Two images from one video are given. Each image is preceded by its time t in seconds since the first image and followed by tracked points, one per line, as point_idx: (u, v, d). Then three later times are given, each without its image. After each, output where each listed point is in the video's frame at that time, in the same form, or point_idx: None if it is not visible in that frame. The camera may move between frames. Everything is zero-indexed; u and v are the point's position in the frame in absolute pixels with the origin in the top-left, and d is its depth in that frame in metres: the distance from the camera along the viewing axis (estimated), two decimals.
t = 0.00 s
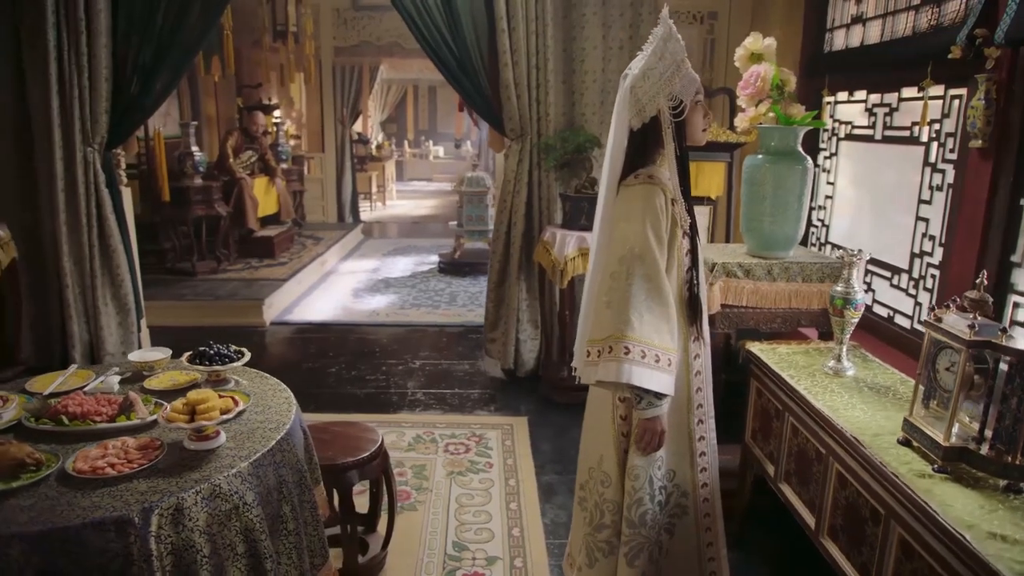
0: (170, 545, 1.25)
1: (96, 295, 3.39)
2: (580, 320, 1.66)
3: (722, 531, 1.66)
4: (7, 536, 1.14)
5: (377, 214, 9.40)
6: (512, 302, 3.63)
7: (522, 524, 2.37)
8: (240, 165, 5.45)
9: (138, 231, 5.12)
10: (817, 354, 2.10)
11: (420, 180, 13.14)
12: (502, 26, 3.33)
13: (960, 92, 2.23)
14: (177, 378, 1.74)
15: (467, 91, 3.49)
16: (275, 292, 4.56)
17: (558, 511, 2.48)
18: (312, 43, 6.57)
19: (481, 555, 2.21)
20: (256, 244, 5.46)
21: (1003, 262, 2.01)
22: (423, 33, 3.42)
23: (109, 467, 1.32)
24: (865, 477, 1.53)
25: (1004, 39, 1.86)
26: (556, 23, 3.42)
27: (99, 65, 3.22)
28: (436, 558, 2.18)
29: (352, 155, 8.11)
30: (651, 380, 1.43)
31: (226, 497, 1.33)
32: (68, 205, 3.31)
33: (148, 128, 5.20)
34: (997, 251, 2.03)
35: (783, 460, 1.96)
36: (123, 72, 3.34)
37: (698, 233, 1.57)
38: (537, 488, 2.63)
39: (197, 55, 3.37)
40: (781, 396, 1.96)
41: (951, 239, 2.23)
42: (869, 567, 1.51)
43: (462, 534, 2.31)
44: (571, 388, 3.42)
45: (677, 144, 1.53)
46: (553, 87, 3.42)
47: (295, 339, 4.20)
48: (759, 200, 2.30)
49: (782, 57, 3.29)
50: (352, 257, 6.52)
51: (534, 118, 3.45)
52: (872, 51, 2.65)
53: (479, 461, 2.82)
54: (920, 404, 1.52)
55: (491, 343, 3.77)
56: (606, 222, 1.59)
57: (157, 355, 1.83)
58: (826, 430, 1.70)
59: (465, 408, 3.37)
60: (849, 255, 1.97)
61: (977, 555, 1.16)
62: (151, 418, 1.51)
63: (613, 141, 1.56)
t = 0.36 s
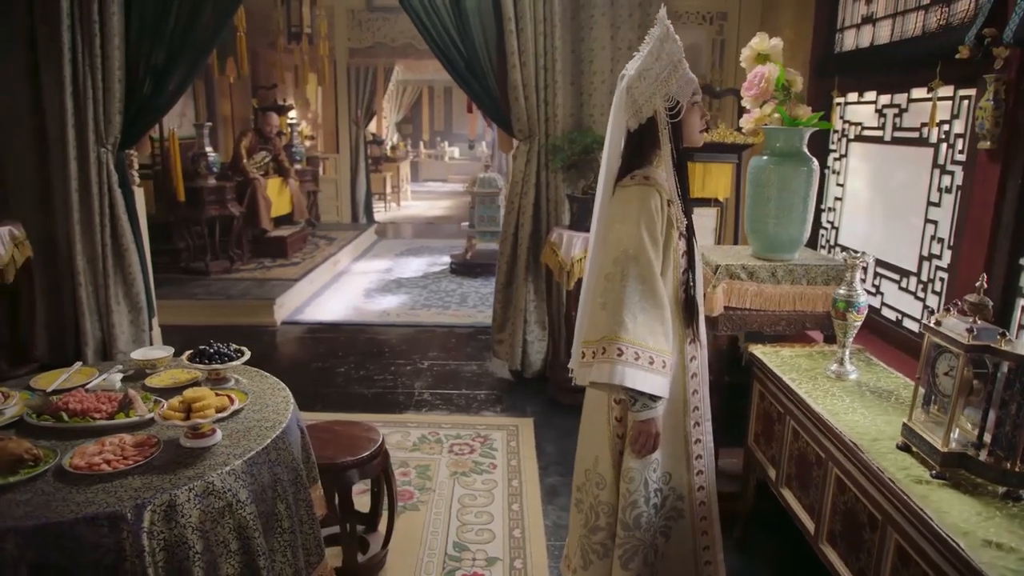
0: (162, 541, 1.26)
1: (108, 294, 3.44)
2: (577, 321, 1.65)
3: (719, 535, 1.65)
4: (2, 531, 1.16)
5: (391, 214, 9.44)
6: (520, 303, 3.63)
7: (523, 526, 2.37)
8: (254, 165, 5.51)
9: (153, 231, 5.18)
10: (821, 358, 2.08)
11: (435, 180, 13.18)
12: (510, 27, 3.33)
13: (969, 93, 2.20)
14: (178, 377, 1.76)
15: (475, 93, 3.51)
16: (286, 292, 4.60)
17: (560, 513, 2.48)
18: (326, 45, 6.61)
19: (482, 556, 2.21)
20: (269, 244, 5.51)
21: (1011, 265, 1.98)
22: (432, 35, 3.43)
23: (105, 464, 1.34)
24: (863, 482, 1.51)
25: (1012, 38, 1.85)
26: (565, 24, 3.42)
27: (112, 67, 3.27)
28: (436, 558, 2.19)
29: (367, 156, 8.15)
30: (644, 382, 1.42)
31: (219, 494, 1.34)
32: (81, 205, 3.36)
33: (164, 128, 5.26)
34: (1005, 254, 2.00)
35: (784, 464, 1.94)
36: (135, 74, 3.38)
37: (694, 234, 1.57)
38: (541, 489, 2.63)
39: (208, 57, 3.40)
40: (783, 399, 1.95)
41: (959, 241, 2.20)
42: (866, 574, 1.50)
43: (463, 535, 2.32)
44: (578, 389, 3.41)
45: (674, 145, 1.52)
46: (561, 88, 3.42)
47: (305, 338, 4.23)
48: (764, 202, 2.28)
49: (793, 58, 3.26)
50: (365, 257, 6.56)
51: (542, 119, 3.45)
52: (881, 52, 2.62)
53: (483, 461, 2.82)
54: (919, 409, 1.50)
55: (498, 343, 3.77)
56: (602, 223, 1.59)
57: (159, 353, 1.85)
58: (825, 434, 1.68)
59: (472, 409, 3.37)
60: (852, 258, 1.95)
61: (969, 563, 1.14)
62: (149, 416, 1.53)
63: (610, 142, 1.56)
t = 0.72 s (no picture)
0: (157, 537, 1.28)
1: (121, 292, 3.48)
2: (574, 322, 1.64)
3: (716, 537, 1.64)
4: None
5: (406, 215, 9.48)
6: (528, 304, 3.63)
7: (525, 526, 2.37)
8: (268, 166, 5.61)
9: (168, 230, 5.25)
10: (825, 361, 2.06)
11: (451, 182, 13.23)
12: (519, 28, 3.33)
13: (979, 93, 2.16)
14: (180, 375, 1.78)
15: (485, 94, 3.50)
16: (298, 292, 4.63)
17: (563, 514, 2.47)
18: (341, 46, 6.66)
19: (482, 556, 2.21)
20: (282, 244, 5.56)
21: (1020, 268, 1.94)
22: (441, 36, 3.45)
23: (102, 460, 1.36)
24: (861, 487, 1.49)
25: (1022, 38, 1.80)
26: (573, 24, 3.41)
27: (126, 69, 3.31)
28: (437, 558, 2.20)
29: (381, 157, 8.20)
30: (638, 383, 1.42)
31: (215, 491, 1.35)
32: (95, 205, 3.41)
33: (180, 129, 5.32)
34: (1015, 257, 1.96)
35: (786, 468, 1.92)
36: (149, 75, 3.42)
37: (691, 236, 1.56)
38: (544, 491, 2.63)
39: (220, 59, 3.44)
40: (784, 402, 1.93)
41: (969, 244, 2.17)
42: None
43: (465, 535, 2.32)
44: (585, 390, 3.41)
45: (671, 146, 1.51)
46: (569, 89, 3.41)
47: (315, 338, 4.26)
48: (770, 203, 2.26)
49: (804, 58, 3.23)
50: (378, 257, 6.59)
51: (551, 120, 3.45)
52: (891, 52, 2.59)
53: (488, 462, 2.83)
54: (919, 414, 1.48)
55: (507, 345, 3.77)
56: (599, 223, 1.58)
57: (163, 351, 1.87)
58: (825, 438, 1.66)
59: (479, 409, 3.37)
60: (856, 260, 1.93)
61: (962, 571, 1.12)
62: (148, 413, 1.55)
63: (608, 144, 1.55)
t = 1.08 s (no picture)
0: (151, 532, 1.30)
1: (133, 291, 3.53)
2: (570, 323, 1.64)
3: (712, 541, 1.63)
4: None
5: (419, 216, 9.52)
6: (535, 305, 3.63)
7: (526, 527, 2.37)
8: (281, 167, 5.65)
9: (182, 230, 5.30)
10: (829, 364, 2.04)
11: (466, 183, 13.27)
12: (527, 30, 3.33)
13: (988, 94, 2.13)
14: (183, 373, 1.80)
15: (493, 96, 3.51)
16: (309, 292, 4.67)
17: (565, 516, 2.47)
18: (355, 48, 6.69)
19: (483, 556, 2.22)
20: (295, 245, 5.60)
21: None
22: (450, 38, 3.46)
23: (100, 456, 1.38)
24: (858, 491, 1.48)
25: None
26: (581, 26, 3.41)
27: (139, 71, 3.36)
28: (437, 558, 2.20)
29: (395, 158, 8.24)
30: (632, 385, 1.42)
31: (211, 488, 1.37)
32: (109, 205, 3.46)
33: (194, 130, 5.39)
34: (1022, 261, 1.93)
35: (786, 472, 1.91)
36: (161, 76, 3.46)
37: (687, 238, 1.55)
38: (548, 492, 2.62)
39: (232, 61, 3.47)
40: (785, 406, 1.91)
41: (977, 246, 2.14)
42: None
43: (466, 535, 2.33)
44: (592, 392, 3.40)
45: (666, 147, 1.50)
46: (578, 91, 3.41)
47: (325, 338, 4.29)
48: (774, 205, 2.24)
49: (814, 59, 3.20)
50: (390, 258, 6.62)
51: (559, 121, 3.45)
52: (900, 53, 2.56)
53: (492, 463, 2.83)
54: (918, 419, 1.47)
55: (514, 346, 3.77)
56: (595, 224, 1.57)
57: (166, 349, 1.89)
58: (823, 441, 1.65)
59: (485, 410, 3.38)
60: (858, 263, 1.91)
61: None
62: (148, 410, 1.57)
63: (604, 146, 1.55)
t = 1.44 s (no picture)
0: (149, 528, 1.31)
1: (146, 290, 3.58)
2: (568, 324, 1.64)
3: (709, 544, 1.62)
4: None
5: (433, 217, 9.55)
6: (543, 306, 3.63)
7: (529, 528, 2.38)
8: (294, 167, 5.70)
9: (196, 230, 5.36)
10: (833, 367, 2.02)
11: (481, 184, 13.30)
12: (535, 31, 3.34)
13: (998, 94, 2.10)
14: (186, 371, 1.83)
15: (502, 97, 3.51)
16: (320, 292, 4.70)
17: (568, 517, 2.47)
18: (369, 49, 6.73)
19: (484, 556, 2.22)
20: (308, 245, 5.65)
21: None
22: (459, 39, 3.47)
23: (101, 452, 1.40)
24: (857, 495, 1.46)
25: None
26: (590, 26, 3.41)
27: (152, 72, 3.40)
28: (439, 558, 2.21)
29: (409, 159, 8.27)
30: (627, 387, 1.41)
31: (209, 485, 1.38)
32: (122, 205, 3.51)
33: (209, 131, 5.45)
34: None
35: (788, 475, 1.90)
36: (175, 78, 3.50)
37: (684, 239, 1.55)
38: (552, 493, 2.62)
39: (244, 63, 3.50)
40: (788, 409, 1.90)
41: (986, 249, 2.11)
42: None
43: (468, 535, 2.33)
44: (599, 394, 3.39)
45: (664, 148, 1.50)
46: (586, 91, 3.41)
47: (335, 338, 4.32)
48: (780, 207, 2.22)
49: (825, 59, 3.18)
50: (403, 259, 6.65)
51: (568, 122, 3.45)
52: (910, 53, 2.53)
53: (497, 463, 2.83)
54: (918, 423, 1.45)
55: (522, 346, 3.77)
56: (593, 224, 1.57)
57: (171, 347, 1.92)
58: (824, 445, 1.63)
59: (492, 410, 3.38)
60: (862, 265, 1.89)
61: None
62: (149, 408, 1.59)
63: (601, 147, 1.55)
